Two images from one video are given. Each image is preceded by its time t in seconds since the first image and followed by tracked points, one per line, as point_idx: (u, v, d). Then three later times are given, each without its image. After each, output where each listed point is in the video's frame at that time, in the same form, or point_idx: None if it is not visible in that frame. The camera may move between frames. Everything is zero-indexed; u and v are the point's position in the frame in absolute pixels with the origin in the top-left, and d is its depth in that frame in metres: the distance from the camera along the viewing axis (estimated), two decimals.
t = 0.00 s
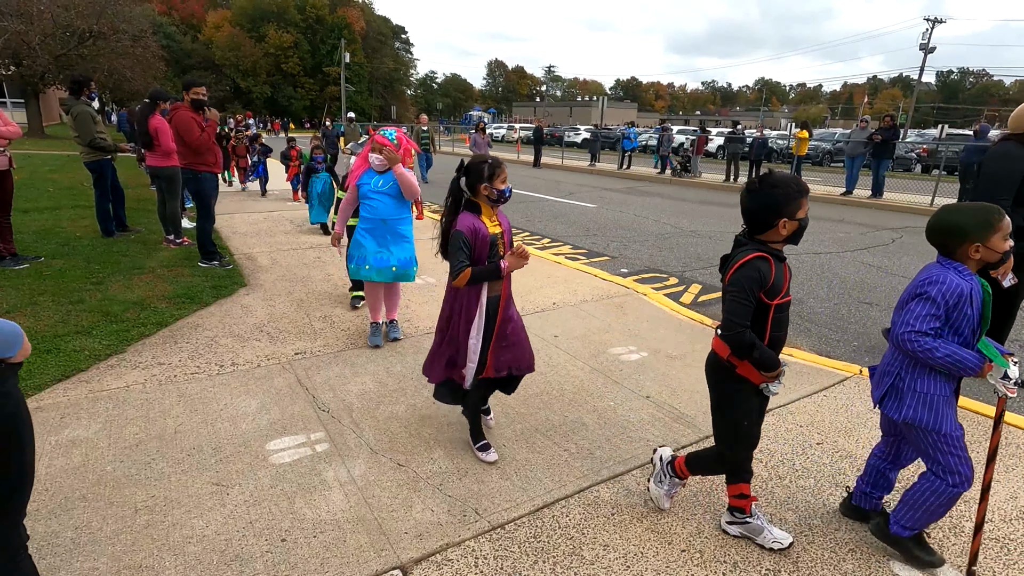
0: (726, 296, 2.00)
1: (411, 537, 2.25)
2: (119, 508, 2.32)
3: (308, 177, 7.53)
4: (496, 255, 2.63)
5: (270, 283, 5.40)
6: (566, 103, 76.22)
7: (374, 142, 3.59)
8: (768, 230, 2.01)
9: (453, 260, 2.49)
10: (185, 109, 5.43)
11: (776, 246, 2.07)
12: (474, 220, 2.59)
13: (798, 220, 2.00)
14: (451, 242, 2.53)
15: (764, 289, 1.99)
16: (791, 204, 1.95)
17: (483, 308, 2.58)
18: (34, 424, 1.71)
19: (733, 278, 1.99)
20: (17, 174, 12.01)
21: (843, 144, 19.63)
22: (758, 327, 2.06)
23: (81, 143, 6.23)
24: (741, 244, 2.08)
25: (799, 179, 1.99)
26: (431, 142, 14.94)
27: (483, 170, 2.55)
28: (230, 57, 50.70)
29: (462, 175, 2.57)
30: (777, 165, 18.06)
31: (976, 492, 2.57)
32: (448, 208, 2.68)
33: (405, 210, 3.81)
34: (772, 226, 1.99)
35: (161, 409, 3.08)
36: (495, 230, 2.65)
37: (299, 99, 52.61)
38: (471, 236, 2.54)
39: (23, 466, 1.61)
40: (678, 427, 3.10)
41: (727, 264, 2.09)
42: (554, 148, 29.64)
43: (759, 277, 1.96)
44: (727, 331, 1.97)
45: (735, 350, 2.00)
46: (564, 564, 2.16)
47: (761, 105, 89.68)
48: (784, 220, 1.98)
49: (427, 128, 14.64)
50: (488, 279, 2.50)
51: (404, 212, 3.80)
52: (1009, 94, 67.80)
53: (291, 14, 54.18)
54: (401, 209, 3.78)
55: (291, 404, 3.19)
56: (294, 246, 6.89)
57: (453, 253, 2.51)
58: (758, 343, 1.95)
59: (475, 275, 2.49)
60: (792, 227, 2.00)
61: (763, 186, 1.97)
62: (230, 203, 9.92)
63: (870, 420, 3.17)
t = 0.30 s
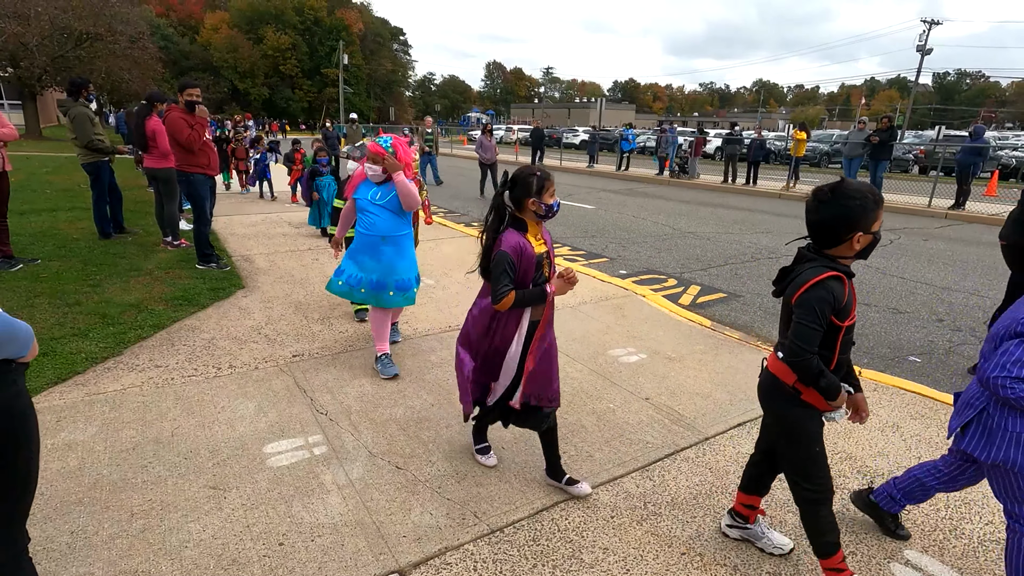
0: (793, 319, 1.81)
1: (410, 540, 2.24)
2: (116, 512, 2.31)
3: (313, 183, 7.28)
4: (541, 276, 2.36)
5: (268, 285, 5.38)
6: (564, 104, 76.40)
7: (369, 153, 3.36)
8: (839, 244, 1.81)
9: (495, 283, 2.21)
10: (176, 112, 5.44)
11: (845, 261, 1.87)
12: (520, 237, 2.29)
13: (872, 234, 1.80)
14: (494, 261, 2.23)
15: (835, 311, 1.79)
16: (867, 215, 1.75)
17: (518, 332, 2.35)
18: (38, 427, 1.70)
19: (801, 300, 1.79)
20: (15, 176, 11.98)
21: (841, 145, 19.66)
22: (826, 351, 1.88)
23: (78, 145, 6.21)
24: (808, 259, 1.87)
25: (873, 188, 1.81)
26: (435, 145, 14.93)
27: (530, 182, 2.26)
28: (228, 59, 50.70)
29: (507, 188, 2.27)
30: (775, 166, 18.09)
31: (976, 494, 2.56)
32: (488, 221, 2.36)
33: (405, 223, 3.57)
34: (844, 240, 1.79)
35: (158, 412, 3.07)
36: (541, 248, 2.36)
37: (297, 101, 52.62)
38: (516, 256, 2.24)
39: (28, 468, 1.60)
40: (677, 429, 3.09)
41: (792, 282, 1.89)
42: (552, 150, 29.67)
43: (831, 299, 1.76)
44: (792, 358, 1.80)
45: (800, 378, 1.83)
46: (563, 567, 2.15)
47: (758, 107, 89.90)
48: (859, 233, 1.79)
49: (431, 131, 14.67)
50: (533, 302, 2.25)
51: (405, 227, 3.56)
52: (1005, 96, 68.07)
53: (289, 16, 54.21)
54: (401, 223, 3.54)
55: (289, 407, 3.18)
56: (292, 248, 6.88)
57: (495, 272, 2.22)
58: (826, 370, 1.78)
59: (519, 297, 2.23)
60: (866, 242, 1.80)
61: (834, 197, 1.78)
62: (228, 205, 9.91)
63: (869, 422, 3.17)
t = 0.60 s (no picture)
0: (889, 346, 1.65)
1: (409, 544, 2.23)
2: (113, 517, 2.29)
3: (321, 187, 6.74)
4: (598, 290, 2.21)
5: (266, 287, 5.37)
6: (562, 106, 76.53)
7: (372, 153, 3.27)
8: (938, 260, 1.66)
9: (552, 296, 2.07)
10: (168, 113, 5.36)
11: (946, 279, 1.70)
12: (577, 247, 2.14)
13: (979, 248, 1.63)
14: (549, 273, 2.10)
15: (940, 337, 1.63)
16: (973, 226, 1.59)
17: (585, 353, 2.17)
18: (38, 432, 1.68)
19: (896, 324, 1.64)
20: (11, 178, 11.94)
21: (838, 146, 19.73)
22: (930, 383, 1.71)
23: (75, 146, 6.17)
24: (901, 278, 1.72)
25: (976, 196, 1.65)
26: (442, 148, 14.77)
27: (590, 188, 2.11)
28: (225, 61, 50.64)
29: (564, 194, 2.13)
30: (771, 167, 18.14)
31: (975, 495, 2.56)
32: (543, 229, 2.22)
33: (411, 229, 3.41)
34: (945, 255, 1.64)
35: (156, 415, 3.05)
36: (600, 259, 2.21)
37: (295, 102, 52.59)
38: (575, 268, 2.11)
39: (29, 473, 1.59)
40: (677, 431, 3.09)
41: (883, 303, 1.73)
42: (551, 152, 29.70)
43: (935, 323, 1.60)
44: (890, 392, 1.63)
45: (901, 414, 1.66)
46: (563, 570, 2.14)
47: (755, 108, 89.95)
48: (963, 249, 1.62)
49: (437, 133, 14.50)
50: (592, 317, 2.10)
51: (409, 232, 3.39)
52: (1000, 97, 68.42)
53: (286, 18, 54.20)
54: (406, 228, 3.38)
55: (287, 410, 3.16)
56: (290, 250, 6.86)
57: (550, 285, 2.09)
58: (932, 408, 1.62)
59: (577, 312, 2.09)
60: (971, 257, 1.63)
61: (929, 208, 1.63)
62: (226, 206, 9.89)
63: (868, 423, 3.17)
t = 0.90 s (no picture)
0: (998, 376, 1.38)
1: (406, 546, 2.22)
2: (108, 520, 2.28)
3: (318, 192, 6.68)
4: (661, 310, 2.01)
5: (262, 289, 5.36)
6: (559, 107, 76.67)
7: (389, 162, 2.96)
8: None
9: (616, 318, 1.85)
10: (161, 116, 5.28)
11: None
12: (640, 261, 1.94)
13: None
14: (611, 291, 1.88)
15: None
16: None
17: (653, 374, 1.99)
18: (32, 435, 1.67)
19: (1010, 354, 1.36)
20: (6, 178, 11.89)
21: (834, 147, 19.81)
22: None
23: (71, 148, 6.14)
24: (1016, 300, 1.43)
25: None
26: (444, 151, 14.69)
27: (656, 196, 1.91)
28: (222, 62, 50.55)
29: (624, 201, 1.92)
30: (768, 169, 18.20)
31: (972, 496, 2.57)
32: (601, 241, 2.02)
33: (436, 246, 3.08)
34: None
35: (152, 417, 3.04)
36: (664, 273, 2.01)
37: (291, 104, 52.52)
38: (639, 286, 1.89)
39: (23, 476, 1.58)
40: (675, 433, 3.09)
41: (991, 327, 1.45)
42: (548, 153, 29.74)
43: None
44: (993, 430, 1.36)
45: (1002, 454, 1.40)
46: (560, 572, 2.14)
47: (750, 110, 90.31)
48: None
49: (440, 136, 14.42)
50: (660, 340, 1.89)
51: (434, 249, 3.06)
52: (994, 99, 68.84)
53: (283, 19, 54.15)
54: (430, 245, 3.05)
55: (283, 412, 3.15)
56: (287, 251, 6.85)
57: (613, 304, 1.87)
58: None
59: (645, 336, 1.87)
60: None
61: None
62: (222, 208, 9.87)
63: (864, 424, 3.18)
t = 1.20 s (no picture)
0: None
1: (400, 549, 2.21)
2: (99, 524, 2.26)
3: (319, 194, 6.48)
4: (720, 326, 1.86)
5: (257, 290, 5.34)
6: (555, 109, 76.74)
7: (404, 165, 2.57)
8: None
9: (683, 335, 1.70)
10: (148, 117, 5.24)
11: None
12: (703, 270, 1.80)
13: None
14: (676, 302, 1.73)
15: None
16: None
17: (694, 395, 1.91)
18: (20, 437, 1.66)
19: None
20: None
21: (828, 149, 19.90)
22: None
23: (64, 149, 6.11)
24: None
25: None
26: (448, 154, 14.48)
27: (722, 201, 1.79)
28: (217, 63, 50.42)
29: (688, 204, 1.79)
30: (763, 171, 18.28)
31: (965, 496, 2.58)
32: (659, 245, 1.86)
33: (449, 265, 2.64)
34: None
35: (144, 420, 3.02)
36: (725, 285, 1.88)
37: (287, 105, 52.43)
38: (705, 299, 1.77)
39: (9, 476, 1.57)
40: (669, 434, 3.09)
41: None
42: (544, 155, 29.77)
43: None
44: None
45: None
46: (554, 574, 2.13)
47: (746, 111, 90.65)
48: None
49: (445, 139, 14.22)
50: (725, 354, 1.78)
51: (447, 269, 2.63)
52: (987, 102, 69.32)
53: (279, 21, 54.09)
54: (449, 257, 2.63)
55: (277, 414, 3.14)
56: (282, 253, 6.83)
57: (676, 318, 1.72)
58: None
59: (710, 351, 1.75)
60: None
61: None
62: (217, 209, 9.85)
63: (859, 425, 3.19)
